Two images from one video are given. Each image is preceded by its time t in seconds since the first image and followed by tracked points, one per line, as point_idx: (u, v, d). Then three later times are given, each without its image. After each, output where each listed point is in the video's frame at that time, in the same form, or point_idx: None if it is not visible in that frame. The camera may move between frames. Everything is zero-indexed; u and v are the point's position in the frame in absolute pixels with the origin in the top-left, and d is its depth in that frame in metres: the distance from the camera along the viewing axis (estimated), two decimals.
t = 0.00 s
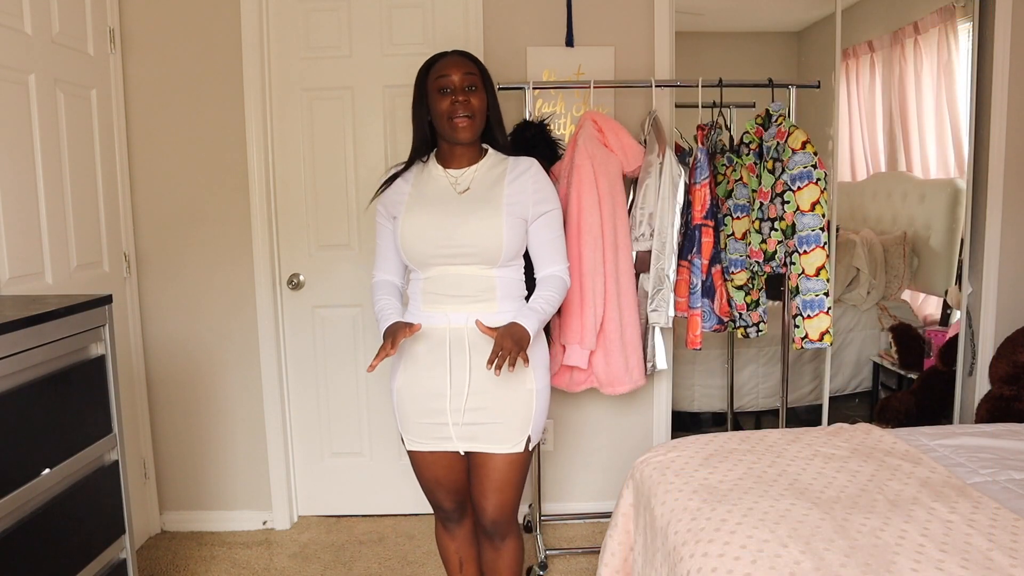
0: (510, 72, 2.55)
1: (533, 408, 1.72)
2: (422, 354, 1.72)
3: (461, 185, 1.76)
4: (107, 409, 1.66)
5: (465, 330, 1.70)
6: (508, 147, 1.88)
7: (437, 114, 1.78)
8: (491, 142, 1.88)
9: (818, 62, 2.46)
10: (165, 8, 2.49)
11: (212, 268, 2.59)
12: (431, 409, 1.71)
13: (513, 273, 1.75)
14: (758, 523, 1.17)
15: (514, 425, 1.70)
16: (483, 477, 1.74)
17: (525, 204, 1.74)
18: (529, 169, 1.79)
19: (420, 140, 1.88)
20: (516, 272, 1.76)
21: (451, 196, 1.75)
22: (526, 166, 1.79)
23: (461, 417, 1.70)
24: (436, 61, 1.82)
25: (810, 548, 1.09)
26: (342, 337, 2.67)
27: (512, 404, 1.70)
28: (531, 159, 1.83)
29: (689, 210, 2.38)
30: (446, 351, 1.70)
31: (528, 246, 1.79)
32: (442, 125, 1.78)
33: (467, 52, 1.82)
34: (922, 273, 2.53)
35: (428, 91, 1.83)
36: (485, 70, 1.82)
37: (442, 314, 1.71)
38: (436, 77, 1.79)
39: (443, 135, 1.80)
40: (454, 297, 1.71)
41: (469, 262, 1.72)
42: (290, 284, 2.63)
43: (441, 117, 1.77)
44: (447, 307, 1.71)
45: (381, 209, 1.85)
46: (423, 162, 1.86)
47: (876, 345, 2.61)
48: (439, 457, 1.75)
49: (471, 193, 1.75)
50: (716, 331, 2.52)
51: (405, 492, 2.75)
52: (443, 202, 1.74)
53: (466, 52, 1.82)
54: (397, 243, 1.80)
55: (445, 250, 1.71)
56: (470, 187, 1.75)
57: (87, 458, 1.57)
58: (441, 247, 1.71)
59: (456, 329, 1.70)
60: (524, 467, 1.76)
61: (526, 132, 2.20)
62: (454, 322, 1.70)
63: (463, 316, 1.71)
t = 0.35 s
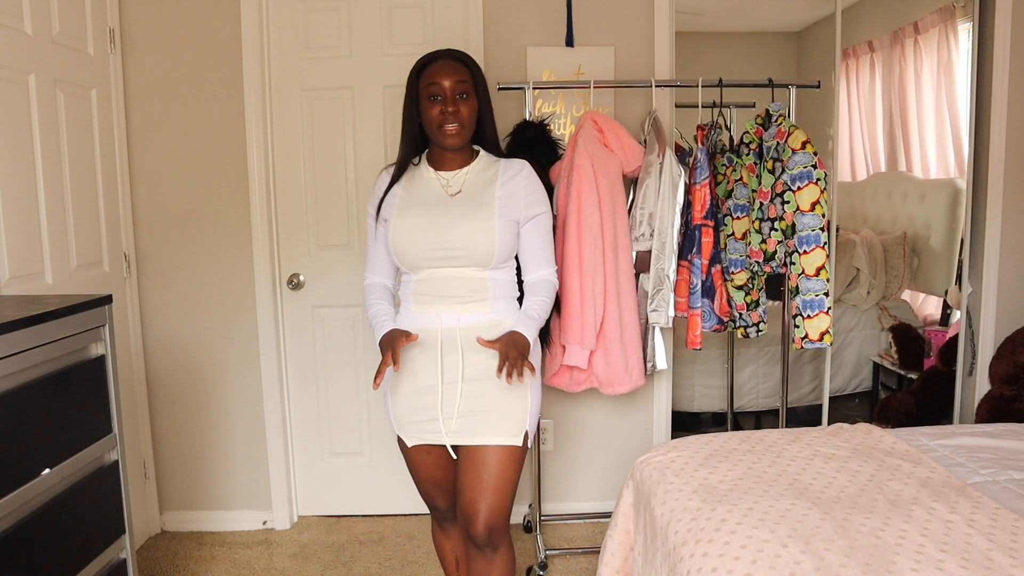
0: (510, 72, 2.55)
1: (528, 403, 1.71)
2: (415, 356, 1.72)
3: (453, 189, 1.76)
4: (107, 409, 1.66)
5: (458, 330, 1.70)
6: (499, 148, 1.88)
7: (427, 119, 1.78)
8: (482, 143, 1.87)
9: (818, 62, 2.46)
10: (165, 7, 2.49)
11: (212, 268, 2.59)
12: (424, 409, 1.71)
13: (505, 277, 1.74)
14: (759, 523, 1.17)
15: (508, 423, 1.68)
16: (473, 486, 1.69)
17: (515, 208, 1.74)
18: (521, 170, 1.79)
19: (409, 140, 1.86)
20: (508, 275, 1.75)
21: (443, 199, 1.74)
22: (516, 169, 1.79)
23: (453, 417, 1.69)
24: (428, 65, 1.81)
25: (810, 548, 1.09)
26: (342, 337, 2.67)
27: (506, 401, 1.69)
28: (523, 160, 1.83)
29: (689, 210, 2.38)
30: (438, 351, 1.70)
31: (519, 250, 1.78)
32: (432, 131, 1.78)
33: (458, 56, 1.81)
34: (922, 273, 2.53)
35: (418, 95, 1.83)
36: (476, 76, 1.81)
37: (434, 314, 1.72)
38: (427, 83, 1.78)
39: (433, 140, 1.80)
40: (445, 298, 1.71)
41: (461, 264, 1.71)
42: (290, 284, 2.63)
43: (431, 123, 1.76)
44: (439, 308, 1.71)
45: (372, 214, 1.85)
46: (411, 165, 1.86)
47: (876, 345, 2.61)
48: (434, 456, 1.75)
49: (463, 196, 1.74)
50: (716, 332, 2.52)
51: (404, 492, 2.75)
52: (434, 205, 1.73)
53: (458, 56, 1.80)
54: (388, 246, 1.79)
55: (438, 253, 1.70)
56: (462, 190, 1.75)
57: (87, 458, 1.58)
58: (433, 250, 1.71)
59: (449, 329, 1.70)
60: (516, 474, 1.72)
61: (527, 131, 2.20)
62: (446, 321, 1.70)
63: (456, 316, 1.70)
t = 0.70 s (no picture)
0: (510, 72, 2.55)
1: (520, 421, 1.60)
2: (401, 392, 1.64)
3: (441, 192, 1.62)
4: (107, 409, 1.66)
5: (446, 343, 1.59)
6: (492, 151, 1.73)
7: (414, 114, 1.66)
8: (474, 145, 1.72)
9: (818, 62, 2.46)
10: (165, 7, 2.49)
11: (212, 268, 2.59)
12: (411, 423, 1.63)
13: (496, 287, 1.63)
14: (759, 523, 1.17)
15: (498, 441, 1.58)
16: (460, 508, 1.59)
17: (509, 214, 1.61)
18: (515, 173, 1.65)
19: (398, 140, 1.74)
20: (499, 285, 1.63)
21: (432, 205, 1.61)
22: (510, 171, 1.65)
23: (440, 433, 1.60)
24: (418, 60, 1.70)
25: (810, 548, 1.09)
26: (342, 337, 2.67)
27: (496, 418, 1.58)
28: (518, 163, 1.69)
29: (689, 210, 2.38)
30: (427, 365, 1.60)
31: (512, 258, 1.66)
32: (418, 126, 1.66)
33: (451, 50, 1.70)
34: (922, 273, 2.53)
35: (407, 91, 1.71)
36: (469, 71, 1.69)
37: (422, 326, 1.61)
38: (416, 76, 1.66)
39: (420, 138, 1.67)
40: (434, 309, 1.60)
41: (448, 273, 1.59)
42: (290, 284, 2.63)
43: (418, 117, 1.64)
44: (428, 319, 1.61)
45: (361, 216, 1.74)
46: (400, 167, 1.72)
47: (876, 345, 2.61)
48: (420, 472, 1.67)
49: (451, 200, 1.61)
50: (716, 332, 2.52)
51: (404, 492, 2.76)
52: (422, 211, 1.60)
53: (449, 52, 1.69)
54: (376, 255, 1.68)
55: (423, 261, 1.58)
56: (450, 193, 1.61)
57: (87, 457, 1.58)
58: (418, 258, 1.58)
59: (437, 342, 1.59)
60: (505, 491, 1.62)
61: (527, 131, 2.19)
62: (434, 335, 1.60)
63: (444, 329, 1.60)
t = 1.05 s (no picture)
0: (510, 72, 2.55)
1: (509, 444, 1.39)
2: (377, 418, 1.41)
3: (427, 192, 1.41)
4: (108, 409, 1.66)
5: (425, 359, 1.37)
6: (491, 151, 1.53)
7: (403, 106, 1.44)
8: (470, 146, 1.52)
9: (818, 62, 2.46)
10: (165, 7, 2.49)
11: (212, 268, 2.59)
12: (386, 448, 1.41)
13: (482, 298, 1.41)
14: (758, 523, 1.17)
15: (486, 465, 1.37)
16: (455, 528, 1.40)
17: (498, 213, 1.38)
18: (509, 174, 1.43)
19: (385, 131, 1.53)
20: (485, 294, 1.41)
21: (414, 203, 1.40)
22: (503, 170, 1.43)
23: (417, 459, 1.38)
24: (409, 43, 1.47)
25: (810, 548, 1.09)
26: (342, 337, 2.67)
27: (484, 440, 1.37)
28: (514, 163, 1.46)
29: (689, 210, 2.38)
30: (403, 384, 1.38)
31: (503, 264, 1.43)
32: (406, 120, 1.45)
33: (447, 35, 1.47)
34: (922, 273, 2.53)
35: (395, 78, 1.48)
36: (465, 60, 1.46)
37: (399, 340, 1.40)
38: (405, 62, 1.44)
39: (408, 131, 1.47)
40: (411, 320, 1.39)
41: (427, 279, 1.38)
42: (290, 284, 2.63)
43: (406, 108, 1.43)
44: (406, 333, 1.39)
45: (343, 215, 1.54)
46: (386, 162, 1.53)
47: (876, 345, 2.61)
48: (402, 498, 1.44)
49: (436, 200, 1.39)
50: (716, 332, 2.52)
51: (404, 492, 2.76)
52: (402, 209, 1.39)
53: (444, 37, 1.46)
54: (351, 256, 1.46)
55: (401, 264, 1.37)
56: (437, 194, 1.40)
57: (87, 457, 1.58)
58: (395, 260, 1.37)
59: (415, 357, 1.38)
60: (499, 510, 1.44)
61: (527, 131, 2.19)
62: (413, 349, 1.38)
63: (423, 343, 1.38)
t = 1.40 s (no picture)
0: (510, 72, 2.55)
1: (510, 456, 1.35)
2: (370, 427, 1.37)
3: (417, 193, 1.38)
4: (108, 409, 1.66)
5: (420, 368, 1.33)
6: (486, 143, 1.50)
7: (392, 102, 1.40)
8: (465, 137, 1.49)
9: (818, 62, 2.46)
10: (165, 8, 2.49)
11: (212, 268, 2.59)
12: (377, 459, 1.35)
13: (476, 304, 1.35)
14: (758, 523, 1.17)
15: (484, 476, 1.34)
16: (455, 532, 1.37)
17: (490, 210, 1.34)
18: (502, 166, 1.39)
19: (377, 125, 1.52)
20: (478, 300, 1.36)
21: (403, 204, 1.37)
22: (497, 165, 1.39)
23: (410, 470, 1.34)
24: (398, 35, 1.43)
25: (810, 548, 1.09)
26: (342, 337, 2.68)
27: (483, 451, 1.33)
28: (509, 157, 1.41)
29: (689, 210, 2.38)
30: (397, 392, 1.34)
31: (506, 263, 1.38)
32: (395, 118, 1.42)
33: (439, 26, 1.42)
34: (922, 273, 2.53)
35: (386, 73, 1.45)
36: (459, 52, 1.41)
37: (393, 348, 1.35)
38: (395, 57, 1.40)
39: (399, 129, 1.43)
40: (402, 325, 1.35)
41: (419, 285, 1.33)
42: (290, 284, 2.63)
43: (395, 107, 1.39)
44: (400, 340, 1.35)
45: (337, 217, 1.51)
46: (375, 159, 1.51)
47: (876, 344, 2.62)
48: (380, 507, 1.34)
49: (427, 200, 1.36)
50: (716, 332, 2.53)
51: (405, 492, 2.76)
52: (394, 212, 1.36)
53: (437, 28, 1.42)
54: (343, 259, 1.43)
55: (393, 270, 1.33)
56: (427, 195, 1.37)
57: (87, 457, 1.58)
58: (387, 265, 1.33)
59: (410, 366, 1.33)
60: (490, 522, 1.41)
61: (527, 131, 2.19)
62: (407, 357, 1.34)
63: (419, 351, 1.34)
